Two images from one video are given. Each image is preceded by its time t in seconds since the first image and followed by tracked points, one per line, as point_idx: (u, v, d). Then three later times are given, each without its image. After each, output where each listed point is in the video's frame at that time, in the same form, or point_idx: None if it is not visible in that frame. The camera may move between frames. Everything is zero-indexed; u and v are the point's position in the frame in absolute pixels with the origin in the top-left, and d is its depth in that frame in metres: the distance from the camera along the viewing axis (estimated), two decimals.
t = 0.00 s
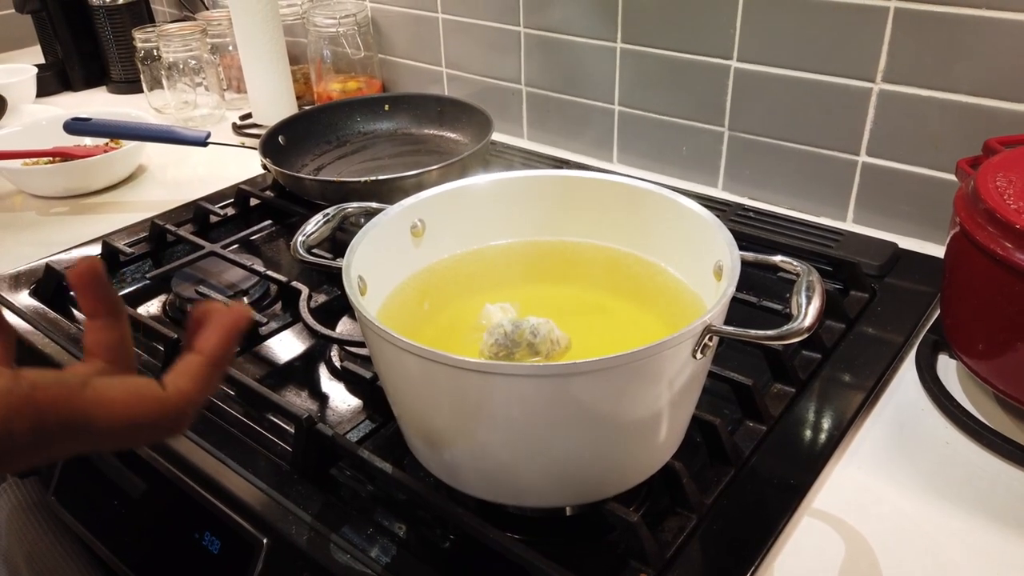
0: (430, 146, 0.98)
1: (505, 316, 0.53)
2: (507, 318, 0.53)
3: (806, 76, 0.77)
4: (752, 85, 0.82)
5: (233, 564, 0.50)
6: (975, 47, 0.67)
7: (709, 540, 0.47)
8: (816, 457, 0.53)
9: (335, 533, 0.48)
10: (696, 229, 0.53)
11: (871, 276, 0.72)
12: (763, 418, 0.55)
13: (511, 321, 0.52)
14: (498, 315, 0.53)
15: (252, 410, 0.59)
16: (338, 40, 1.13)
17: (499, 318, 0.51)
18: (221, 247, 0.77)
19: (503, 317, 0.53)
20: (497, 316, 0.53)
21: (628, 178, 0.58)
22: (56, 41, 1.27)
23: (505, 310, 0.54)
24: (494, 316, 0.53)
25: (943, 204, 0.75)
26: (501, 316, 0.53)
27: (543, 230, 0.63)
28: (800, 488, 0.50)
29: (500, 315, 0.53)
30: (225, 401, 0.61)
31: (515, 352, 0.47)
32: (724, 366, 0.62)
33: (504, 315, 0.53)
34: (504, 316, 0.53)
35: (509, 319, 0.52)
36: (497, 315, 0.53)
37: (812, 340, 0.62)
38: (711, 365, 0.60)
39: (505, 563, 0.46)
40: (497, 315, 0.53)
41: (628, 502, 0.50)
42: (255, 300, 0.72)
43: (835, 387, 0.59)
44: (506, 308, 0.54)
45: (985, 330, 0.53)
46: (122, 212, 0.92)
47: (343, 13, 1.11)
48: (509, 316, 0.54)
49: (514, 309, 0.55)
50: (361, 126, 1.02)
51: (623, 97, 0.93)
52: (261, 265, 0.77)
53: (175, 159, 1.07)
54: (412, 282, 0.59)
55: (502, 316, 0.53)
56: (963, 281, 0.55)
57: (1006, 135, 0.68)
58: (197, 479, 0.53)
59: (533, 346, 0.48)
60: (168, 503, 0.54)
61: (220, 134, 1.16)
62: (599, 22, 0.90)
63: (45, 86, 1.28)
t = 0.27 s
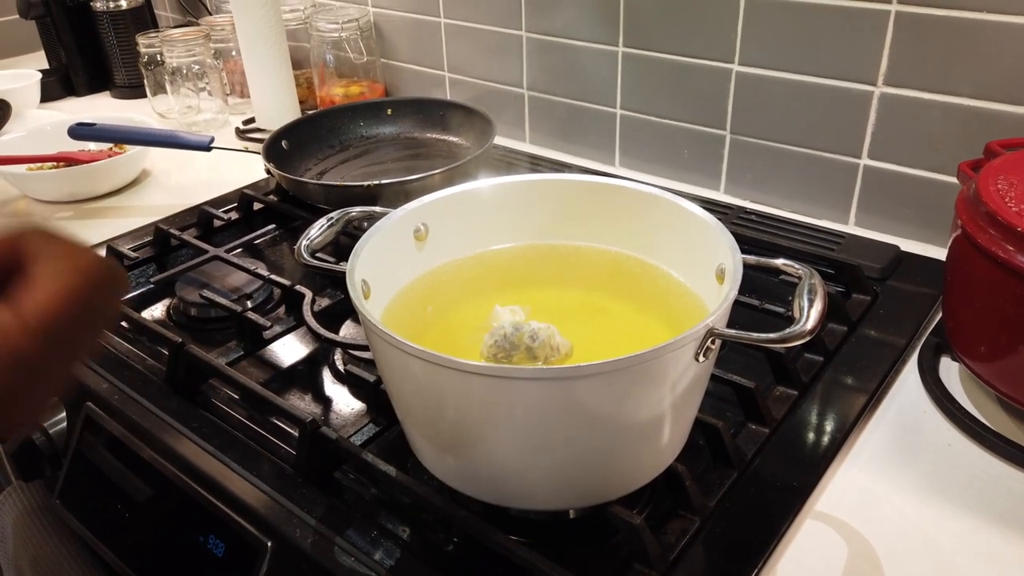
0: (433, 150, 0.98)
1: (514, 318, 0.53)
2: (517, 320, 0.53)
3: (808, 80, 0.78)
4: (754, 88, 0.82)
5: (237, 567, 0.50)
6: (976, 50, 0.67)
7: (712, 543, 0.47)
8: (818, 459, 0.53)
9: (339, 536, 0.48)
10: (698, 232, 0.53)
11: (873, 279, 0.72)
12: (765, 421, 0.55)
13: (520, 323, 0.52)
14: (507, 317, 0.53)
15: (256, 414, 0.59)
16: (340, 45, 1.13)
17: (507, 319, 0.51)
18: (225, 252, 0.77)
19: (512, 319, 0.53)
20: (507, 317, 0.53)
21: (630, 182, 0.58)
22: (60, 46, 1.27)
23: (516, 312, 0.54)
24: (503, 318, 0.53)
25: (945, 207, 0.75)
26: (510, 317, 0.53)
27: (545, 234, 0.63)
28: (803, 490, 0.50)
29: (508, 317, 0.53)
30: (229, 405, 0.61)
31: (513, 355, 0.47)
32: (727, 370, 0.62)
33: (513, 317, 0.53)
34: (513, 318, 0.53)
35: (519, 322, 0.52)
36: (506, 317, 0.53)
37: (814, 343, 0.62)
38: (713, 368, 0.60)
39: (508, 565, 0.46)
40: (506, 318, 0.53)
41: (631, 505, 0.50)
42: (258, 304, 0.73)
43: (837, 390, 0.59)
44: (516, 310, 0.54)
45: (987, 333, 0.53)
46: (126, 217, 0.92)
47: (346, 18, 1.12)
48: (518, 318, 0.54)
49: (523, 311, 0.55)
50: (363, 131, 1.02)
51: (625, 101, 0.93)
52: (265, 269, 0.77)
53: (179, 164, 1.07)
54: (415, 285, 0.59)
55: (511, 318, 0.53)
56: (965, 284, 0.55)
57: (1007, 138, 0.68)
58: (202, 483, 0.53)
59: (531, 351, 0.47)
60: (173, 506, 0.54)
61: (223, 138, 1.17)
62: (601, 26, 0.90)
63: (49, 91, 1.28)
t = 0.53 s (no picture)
0: (436, 154, 0.98)
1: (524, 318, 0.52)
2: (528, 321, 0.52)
3: (809, 83, 0.78)
4: (755, 91, 0.82)
5: (243, 567, 0.50)
6: (975, 54, 0.68)
7: (714, 544, 0.47)
8: (820, 460, 0.53)
9: (345, 537, 0.49)
10: (700, 235, 0.54)
11: (874, 281, 0.73)
12: (767, 422, 0.56)
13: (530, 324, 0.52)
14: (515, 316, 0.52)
15: (262, 416, 0.60)
16: (344, 49, 1.14)
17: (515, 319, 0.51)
18: (230, 254, 0.78)
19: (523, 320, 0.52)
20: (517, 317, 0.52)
21: (633, 185, 0.59)
22: (66, 51, 1.28)
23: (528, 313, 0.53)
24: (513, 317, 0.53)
25: (945, 210, 0.76)
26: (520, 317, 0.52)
27: (548, 237, 0.64)
28: (805, 491, 0.51)
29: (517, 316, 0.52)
30: (235, 407, 0.61)
31: (510, 356, 0.48)
32: (729, 371, 0.62)
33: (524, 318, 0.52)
34: (522, 318, 0.52)
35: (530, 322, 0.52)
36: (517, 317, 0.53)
37: (816, 345, 0.63)
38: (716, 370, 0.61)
39: (513, 566, 0.47)
40: (516, 317, 0.53)
41: (634, 505, 0.50)
42: (263, 306, 0.73)
43: (839, 392, 0.59)
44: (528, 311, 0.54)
45: (987, 334, 0.54)
46: (131, 220, 0.93)
47: (350, 22, 1.12)
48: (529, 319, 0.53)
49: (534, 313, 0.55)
50: (368, 134, 1.03)
51: (627, 104, 0.94)
52: (270, 271, 0.78)
53: (183, 167, 1.08)
54: (420, 288, 0.59)
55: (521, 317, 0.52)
56: (965, 286, 0.55)
57: (1007, 141, 0.68)
58: (209, 484, 0.54)
59: (530, 353, 0.48)
60: (179, 507, 0.55)
61: (227, 142, 1.18)
62: (603, 29, 0.91)
63: (55, 95, 1.29)
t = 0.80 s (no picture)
0: (439, 154, 0.98)
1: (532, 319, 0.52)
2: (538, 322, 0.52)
3: (814, 82, 0.78)
4: (760, 90, 0.82)
5: (245, 568, 0.50)
6: (982, 52, 0.67)
7: (720, 545, 0.47)
8: (827, 461, 0.53)
9: (347, 538, 0.48)
10: (707, 234, 0.53)
11: (880, 281, 0.72)
12: (773, 423, 0.55)
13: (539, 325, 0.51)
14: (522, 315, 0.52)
15: (264, 416, 0.59)
16: (346, 48, 1.14)
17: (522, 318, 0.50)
18: (232, 254, 0.78)
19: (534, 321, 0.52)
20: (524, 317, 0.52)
21: (638, 184, 0.58)
22: (68, 51, 1.28)
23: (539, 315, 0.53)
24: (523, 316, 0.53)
25: (951, 209, 0.75)
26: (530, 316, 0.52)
27: (552, 236, 0.63)
28: (812, 492, 0.50)
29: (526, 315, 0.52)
30: (237, 407, 0.61)
31: (510, 353, 0.48)
32: (735, 371, 0.62)
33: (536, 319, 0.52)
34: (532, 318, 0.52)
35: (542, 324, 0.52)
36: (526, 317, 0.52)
37: (822, 345, 0.62)
38: (721, 370, 0.60)
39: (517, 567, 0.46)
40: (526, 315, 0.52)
41: (639, 506, 0.50)
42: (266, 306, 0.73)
43: (845, 392, 0.58)
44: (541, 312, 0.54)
45: (996, 334, 0.53)
46: (133, 220, 0.93)
47: (352, 21, 1.12)
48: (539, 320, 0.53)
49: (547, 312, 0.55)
50: (370, 134, 1.02)
51: (630, 103, 0.93)
52: (272, 271, 0.77)
53: (186, 167, 1.07)
54: (423, 287, 0.59)
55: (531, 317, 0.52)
56: (973, 285, 0.55)
57: (1014, 140, 0.68)
58: (210, 484, 0.54)
59: (528, 352, 0.47)
60: (180, 508, 0.55)
61: (230, 141, 1.17)
62: (606, 28, 0.91)
63: (57, 95, 1.29)
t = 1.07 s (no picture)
0: (438, 153, 0.98)
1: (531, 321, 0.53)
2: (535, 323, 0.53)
3: (812, 81, 0.78)
4: (758, 90, 0.82)
5: (240, 568, 0.50)
6: (980, 51, 0.67)
7: (715, 545, 0.47)
8: (822, 461, 0.52)
9: (341, 537, 0.48)
10: (702, 233, 0.53)
11: (877, 281, 0.72)
12: (769, 422, 0.55)
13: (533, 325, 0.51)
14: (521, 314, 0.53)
15: (260, 416, 0.59)
16: (345, 48, 1.14)
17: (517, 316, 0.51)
18: (230, 253, 0.78)
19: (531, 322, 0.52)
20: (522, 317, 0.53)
21: (634, 183, 0.58)
22: (67, 50, 1.28)
23: (540, 317, 0.54)
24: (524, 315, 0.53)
25: (949, 208, 0.75)
26: (529, 317, 0.53)
27: (549, 235, 0.63)
28: (807, 492, 0.50)
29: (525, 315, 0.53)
30: (233, 407, 0.61)
31: (499, 350, 0.48)
32: (731, 371, 0.62)
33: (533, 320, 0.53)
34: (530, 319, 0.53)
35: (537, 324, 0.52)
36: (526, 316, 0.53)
37: (819, 344, 0.62)
38: (717, 370, 0.60)
39: (511, 567, 0.46)
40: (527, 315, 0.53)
41: (634, 506, 0.50)
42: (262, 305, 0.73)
43: (841, 392, 0.58)
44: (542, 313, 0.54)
45: (992, 334, 0.53)
46: (131, 219, 0.93)
47: (350, 20, 1.12)
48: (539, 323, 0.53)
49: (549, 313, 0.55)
50: (368, 133, 1.03)
51: (629, 103, 0.93)
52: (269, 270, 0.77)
53: (184, 166, 1.07)
54: (418, 286, 0.59)
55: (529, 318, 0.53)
56: (969, 285, 0.55)
57: (1012, 139, 0.68)
58: (205, 484, 0.54)
59: (516, 351, 0.47)
60: (176, 507, 0.55)
61: (228, 140, 1.17)
62: (605, 27, 0.91)
63: (56, 94, 1.29)
